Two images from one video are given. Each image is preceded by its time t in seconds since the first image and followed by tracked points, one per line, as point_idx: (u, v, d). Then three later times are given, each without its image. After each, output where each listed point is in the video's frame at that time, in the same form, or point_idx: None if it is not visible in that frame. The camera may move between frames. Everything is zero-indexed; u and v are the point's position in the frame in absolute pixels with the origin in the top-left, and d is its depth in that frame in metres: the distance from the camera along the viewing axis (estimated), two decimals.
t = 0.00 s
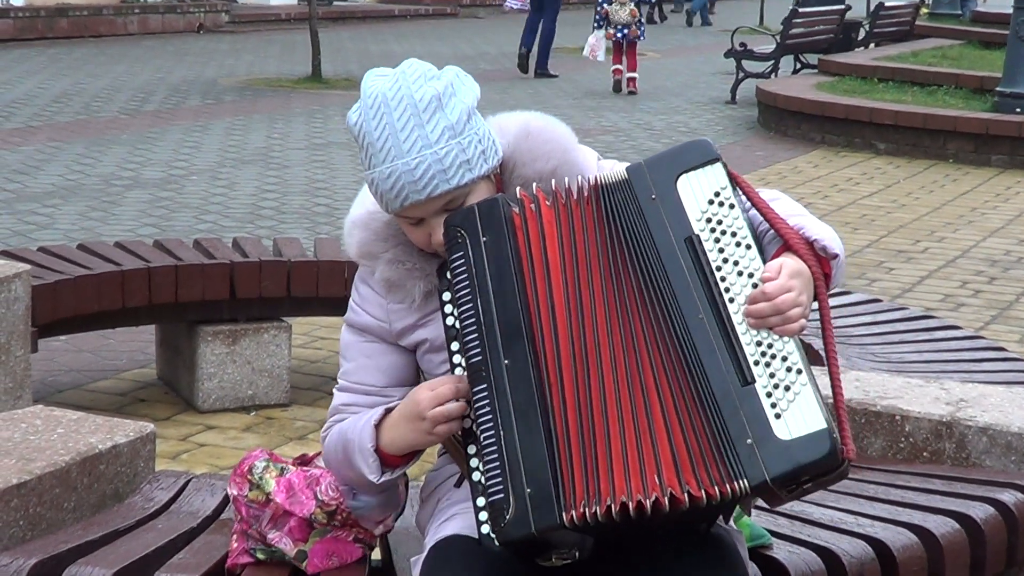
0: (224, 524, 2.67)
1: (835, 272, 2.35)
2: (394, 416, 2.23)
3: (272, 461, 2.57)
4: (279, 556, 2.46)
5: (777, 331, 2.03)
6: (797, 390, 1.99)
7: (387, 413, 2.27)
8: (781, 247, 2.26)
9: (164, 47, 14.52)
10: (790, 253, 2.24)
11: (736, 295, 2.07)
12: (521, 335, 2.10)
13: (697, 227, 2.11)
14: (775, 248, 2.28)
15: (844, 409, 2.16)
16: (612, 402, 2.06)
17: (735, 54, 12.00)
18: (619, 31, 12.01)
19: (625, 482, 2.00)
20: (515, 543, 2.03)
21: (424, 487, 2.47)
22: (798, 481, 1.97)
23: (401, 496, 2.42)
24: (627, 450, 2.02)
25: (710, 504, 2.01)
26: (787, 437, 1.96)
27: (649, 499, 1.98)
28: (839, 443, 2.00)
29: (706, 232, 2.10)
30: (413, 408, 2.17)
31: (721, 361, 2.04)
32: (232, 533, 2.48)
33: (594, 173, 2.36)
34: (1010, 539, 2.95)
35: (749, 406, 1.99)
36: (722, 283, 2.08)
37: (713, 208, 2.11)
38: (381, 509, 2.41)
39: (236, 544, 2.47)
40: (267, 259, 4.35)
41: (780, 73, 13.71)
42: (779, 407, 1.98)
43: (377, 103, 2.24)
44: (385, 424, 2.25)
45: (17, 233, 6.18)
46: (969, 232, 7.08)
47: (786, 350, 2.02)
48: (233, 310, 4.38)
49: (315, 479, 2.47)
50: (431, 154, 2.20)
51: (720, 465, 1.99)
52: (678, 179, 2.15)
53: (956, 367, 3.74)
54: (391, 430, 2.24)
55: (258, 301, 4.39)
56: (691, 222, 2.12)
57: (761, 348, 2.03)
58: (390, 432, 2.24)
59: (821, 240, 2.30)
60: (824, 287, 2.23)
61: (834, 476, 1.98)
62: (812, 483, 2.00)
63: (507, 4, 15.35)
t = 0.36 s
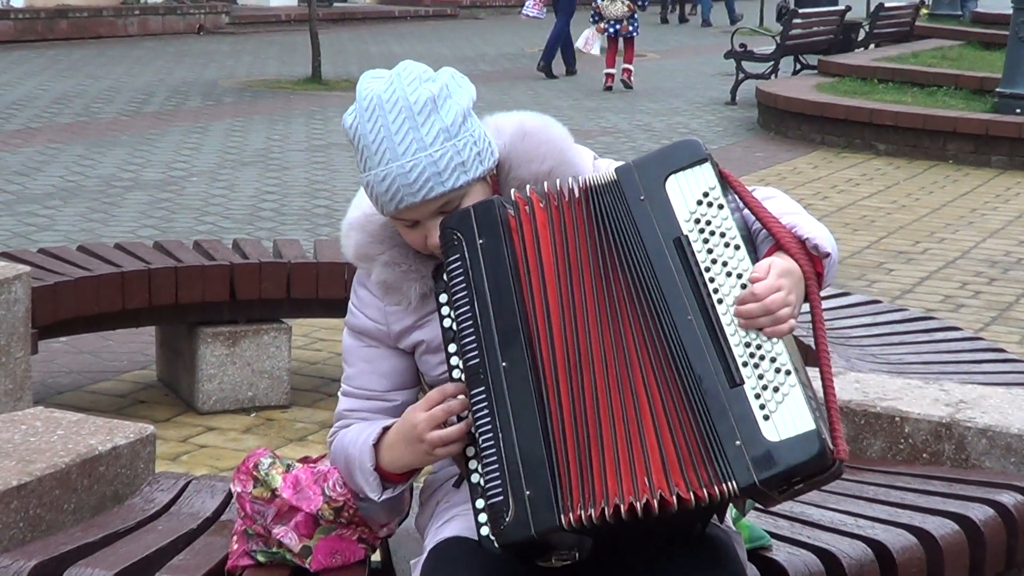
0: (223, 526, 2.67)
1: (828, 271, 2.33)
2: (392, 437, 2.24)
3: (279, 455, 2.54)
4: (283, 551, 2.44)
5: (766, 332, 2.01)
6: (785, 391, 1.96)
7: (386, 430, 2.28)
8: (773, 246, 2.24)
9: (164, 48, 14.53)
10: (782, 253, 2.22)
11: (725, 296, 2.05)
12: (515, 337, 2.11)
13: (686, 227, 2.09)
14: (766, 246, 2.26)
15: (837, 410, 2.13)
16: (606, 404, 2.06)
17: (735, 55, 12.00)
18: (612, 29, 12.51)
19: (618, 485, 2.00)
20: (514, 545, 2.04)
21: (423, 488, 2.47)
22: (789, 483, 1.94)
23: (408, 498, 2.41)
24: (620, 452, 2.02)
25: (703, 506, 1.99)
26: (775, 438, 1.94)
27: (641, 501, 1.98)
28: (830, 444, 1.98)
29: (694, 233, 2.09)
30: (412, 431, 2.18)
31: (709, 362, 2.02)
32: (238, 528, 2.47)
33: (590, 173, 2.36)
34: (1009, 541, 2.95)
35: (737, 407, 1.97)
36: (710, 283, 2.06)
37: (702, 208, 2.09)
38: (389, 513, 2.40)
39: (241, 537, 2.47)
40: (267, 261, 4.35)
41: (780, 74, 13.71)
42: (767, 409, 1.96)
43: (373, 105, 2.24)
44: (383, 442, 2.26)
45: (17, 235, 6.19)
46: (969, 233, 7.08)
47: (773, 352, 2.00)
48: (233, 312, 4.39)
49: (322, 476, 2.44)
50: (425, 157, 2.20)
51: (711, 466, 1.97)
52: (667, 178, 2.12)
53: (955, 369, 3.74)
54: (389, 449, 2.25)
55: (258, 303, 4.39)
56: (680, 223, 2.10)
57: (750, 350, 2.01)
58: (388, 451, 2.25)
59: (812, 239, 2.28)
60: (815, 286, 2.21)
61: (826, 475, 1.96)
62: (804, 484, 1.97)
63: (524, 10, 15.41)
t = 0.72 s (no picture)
0: (222, 533, 2.68)
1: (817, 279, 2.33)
2: (395, 471, 2.23)
3: (282, 462, 2.54)
4: (284, 558, 2.45)
5: (757, 341, 2.02)
6: (775, 400, 1.98)
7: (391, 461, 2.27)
8: (763, 254, 2.24)
9: (164, 54, 14.53)
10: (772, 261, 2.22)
11: (715, 305, 2.06)
12: (512, 347, 2.10)
13: (676, 236, 2.09)
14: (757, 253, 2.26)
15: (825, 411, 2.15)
16: (602, 413, 2.07)
17: (734, 62, 12.02)
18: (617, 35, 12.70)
19: (614, 493, 2.01)
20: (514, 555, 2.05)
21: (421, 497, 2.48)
22: (780, 491, 1.96)
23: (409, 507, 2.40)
24: (617, 461, 2.03)
25: (694, 514, 2.01)
26: (765, 447, 1.96)
27: (636, 510, 1.99)
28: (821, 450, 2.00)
29: (685, 242, 2.08)
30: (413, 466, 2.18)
31: (700, 372, 2.02)
32: (237, 533, 2.47)
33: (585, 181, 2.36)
34: (1008, 548, 2.95)
35: (728, 417, 1.98)
36: (699, 293, 2.06)
37: (692, 218, 2.09)
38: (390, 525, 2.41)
39: (240, 543, 2.47)
40: (266, 267, 4.35)
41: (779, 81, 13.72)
42: (757, 419, 1.97)
43: (366, 113, 2.24)
44: (387, 474, 2.26)
45: (17, 241, 6.19)
46: (968, 240, 7.08)
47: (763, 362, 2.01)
48: (232, 318, 4.39)
49: (326, 484, 2.44)
50: (418, 164, 2.20)
51: (700, 476, 1.99)
52: (657, 187, 2.12)
53: (954, 377, 3.74)
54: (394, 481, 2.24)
55: (258, 310, 4.39)
56: (670, 232, 2.09)
57: (740, 360, 2.02)
58: (394, 484, 2.24)
59: (803, 247, 2.28)
60: (805, 295, 2.22)
61: (816, 483, 1.97)
62: (794, 491, 1.99)
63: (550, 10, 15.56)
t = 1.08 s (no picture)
0: (220, 536, 2.67)
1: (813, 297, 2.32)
2: (394, 471, 2.23)
3: (278, 471, 2.54)
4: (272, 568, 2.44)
5: (747, 351, 2.00)
6: (764, 411, 1.96)
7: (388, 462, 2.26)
8: (759, 268, 2.24)
9: (162, 58, 14.53)
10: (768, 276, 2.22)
11: (708, 314, 2.04)
12: (511, 352, 2.10)
13: (672, 246, 2.08)
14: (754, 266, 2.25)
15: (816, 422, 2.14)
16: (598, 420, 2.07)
17: (733, 66, 12.03)
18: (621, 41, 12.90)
19: (608, 501, 2.01)
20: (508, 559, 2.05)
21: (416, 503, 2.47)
22: (766, 503, 1.94)
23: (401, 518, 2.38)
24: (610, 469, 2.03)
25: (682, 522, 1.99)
26: (753, 457, 1.94)
27: (626, 516, 1.99)
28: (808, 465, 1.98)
29: (681, 251, 2.08)
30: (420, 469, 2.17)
31: (690, 379, 2.02)
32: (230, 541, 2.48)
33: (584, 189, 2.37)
34: (1006, 551, 2.95)
35: (715, 427, 1.97)
36: (694, 301, 2.05)
37: (689, 227, 2.09)
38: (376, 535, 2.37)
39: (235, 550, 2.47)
40: (264, 270, 4.35)
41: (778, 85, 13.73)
42: (745, 428, 1.96)
43: (362, 132, 2.23)
44: (385, 476, 2.25)
45: (15, 244, 6.19)
46: (966, 244, 7.09)
47: (752, 373, 2.00)
48: (231, 322, 4.39)
49: (313, 496, 2.44)
50: (417, 183, 2.20)
51: (687, 483, 1.98)
52: (656, 197, 2.12)
53: (953, 380, 3.74)
54: (392, 482, 2.23)
55: (256, 314, 4.40)
56: (667, 241, 2.09)
57: (730, 369, 2.01)
58: (391, 485, 2.24)
59: (799, 262, 2.28)
60: (799, 310, 2.21)
61: (804, 497, 1.95)
62: (781, 505, 1.97)
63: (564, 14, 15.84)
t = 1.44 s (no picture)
0: (222, 536, 2.67)
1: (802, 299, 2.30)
2: (392, 480, 2.23)
3: (284, 466, 2.52)
4: (270, 565, 2.42)
5: (730, 354, 1.99)
6: (746, 414, 1.94)
7: (386, 472, 2.26)
8: (749, 269, 2.22)
9: (163, 58, 14.54)
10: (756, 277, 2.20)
11: (690, 315, 2.03)
12: (510, 350, 2.10)
13: (658, 245, 2.07)
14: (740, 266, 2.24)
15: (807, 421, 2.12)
16: (592, 421, 2.06)
17: (734, 65, 12.03)
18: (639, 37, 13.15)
19: (602, 502, 2.01)
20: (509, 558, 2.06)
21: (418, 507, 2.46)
22: (749, 506, 1.93)
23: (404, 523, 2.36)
24: (603, 470, 2.02)
25: (666, 523, 1.99)
26: (733, 461, 1.92)
27: (619, 517, 2.00)
28: (791, 468, 1.96)
29: (666, 252, 2.06)
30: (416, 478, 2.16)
31: (674, 381, 2.00)
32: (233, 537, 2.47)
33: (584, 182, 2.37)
34: (1009, 551, 2.95)
35: (696, 429, 1.96)
36: (677, 302, 2.04)
37: (675, 227, 2.07)
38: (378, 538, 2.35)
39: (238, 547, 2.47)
40: (266, 270, 4.35)
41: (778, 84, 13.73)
42: (725, 431, 1.94)
43: (366, 121, 2.23)
44: (382, 486, 2.24)
45: (16, 244, 6.19)
46: (967, 244, 7.08)
47: (737, 374, 1.98)
48: (232, 321, 4.39)
49: (314, 493, 2.40)
50: (423, 171, 2.19)
51: (670, 486, 1.97)
52: (643, 196, 2.10)
53: (955, 380, 3.73)
54: (388, 491, 2.23)
55: (258, 313, 4.39)
56: (652, 241, 2.07)
57: (713, 372, 1.99)
58: (387, 494, 2.23)
59: (787, 263, 2.26)
60: (786, 312, 2.19)
61: (786, 500, 1.94)
62: (765, 508, 1.96)
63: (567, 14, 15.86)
